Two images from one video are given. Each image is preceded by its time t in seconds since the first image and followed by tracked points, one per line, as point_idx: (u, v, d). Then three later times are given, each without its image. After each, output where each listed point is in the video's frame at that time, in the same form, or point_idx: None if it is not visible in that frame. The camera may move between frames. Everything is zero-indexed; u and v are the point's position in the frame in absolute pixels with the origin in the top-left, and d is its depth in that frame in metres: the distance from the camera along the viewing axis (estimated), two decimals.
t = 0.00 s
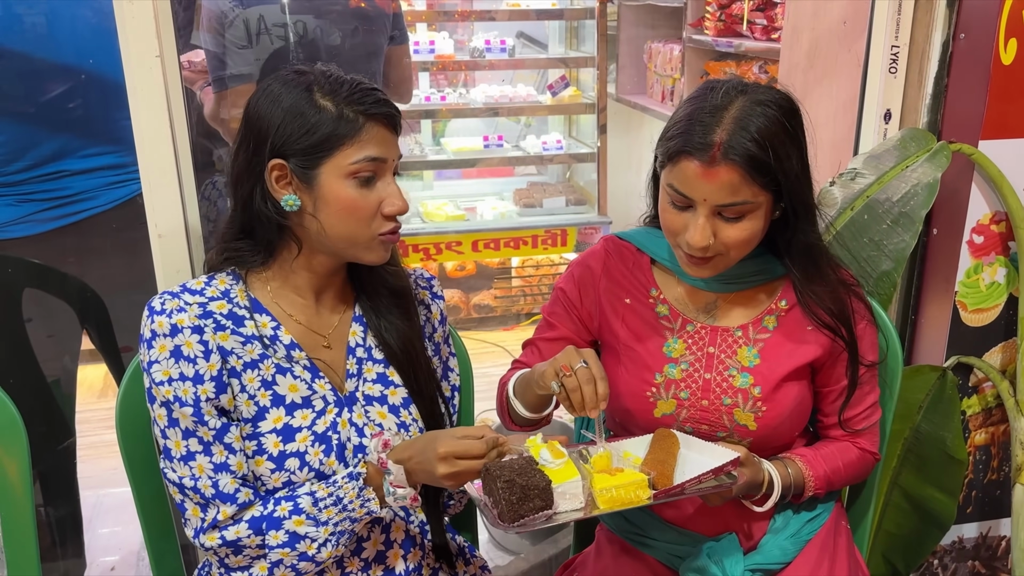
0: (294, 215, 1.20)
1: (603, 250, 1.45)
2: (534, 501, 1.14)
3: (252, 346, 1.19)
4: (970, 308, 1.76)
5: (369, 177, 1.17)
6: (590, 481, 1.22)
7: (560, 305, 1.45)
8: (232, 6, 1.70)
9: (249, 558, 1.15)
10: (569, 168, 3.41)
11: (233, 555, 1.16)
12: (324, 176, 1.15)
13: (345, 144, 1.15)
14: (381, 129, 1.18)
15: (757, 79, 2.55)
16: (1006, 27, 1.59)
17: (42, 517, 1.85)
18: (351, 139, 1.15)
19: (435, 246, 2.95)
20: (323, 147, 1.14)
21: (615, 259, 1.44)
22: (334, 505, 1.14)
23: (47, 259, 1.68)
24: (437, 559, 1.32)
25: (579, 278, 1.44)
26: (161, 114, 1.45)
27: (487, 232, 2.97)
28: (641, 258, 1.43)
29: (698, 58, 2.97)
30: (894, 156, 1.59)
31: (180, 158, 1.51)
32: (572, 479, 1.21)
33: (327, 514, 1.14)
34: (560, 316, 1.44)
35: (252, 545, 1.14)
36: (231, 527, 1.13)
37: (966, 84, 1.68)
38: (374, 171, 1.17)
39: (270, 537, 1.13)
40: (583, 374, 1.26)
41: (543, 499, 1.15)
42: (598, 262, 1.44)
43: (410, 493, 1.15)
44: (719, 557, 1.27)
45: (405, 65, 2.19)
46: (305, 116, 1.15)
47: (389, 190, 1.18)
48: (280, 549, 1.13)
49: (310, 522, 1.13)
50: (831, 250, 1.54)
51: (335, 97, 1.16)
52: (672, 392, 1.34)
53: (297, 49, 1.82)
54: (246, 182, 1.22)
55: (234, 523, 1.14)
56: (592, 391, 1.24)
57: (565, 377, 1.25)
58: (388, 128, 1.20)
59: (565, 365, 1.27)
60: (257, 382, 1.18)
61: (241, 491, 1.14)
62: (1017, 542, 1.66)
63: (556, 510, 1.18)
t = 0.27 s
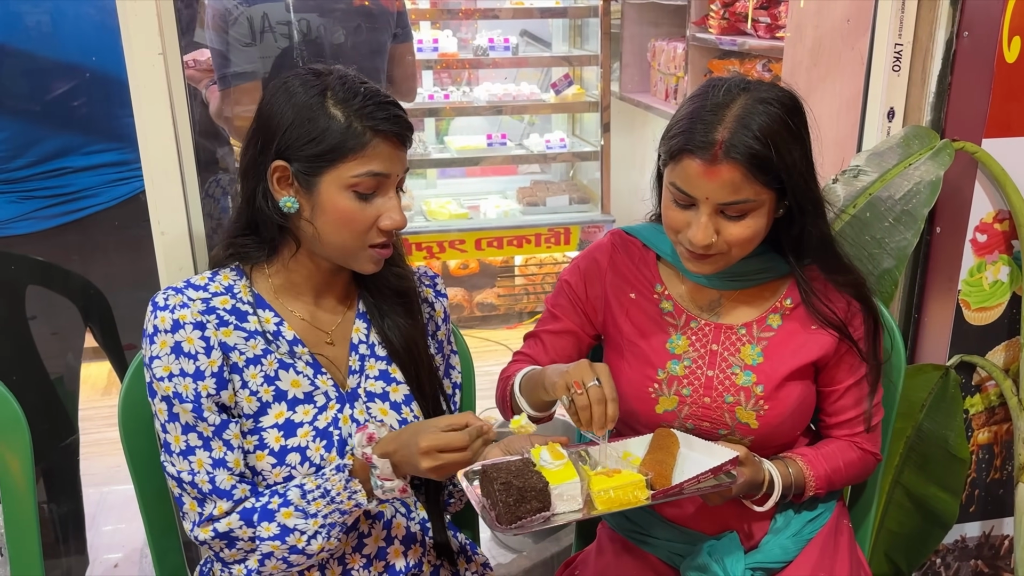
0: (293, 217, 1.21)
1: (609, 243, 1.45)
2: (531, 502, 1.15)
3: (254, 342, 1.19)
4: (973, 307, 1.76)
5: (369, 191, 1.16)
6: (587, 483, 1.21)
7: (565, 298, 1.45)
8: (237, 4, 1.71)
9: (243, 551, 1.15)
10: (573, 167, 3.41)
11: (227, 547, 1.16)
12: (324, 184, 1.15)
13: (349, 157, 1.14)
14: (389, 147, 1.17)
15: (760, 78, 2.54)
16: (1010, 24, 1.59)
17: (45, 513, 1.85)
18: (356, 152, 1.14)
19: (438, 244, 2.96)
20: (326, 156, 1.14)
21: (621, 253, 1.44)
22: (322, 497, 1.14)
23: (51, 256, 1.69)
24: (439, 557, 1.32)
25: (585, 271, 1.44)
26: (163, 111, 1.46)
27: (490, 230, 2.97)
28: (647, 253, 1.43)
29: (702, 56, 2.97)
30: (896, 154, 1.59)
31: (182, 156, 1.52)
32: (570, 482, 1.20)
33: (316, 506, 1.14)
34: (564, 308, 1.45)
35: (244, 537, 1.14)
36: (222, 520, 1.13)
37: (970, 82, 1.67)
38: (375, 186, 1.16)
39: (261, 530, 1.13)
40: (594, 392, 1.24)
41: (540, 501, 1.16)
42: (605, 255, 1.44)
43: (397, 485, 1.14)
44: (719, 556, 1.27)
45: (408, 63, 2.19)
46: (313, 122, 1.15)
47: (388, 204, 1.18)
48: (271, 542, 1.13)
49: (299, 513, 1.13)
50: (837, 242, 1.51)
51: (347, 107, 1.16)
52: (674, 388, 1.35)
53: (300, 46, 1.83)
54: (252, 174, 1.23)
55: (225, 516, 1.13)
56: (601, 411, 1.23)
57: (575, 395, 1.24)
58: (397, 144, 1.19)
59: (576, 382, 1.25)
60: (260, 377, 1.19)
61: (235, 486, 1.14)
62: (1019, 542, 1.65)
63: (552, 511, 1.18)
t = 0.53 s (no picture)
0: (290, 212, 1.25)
1: (620, 241, 1.46)
2: (539, 499, 1.16)
3: (275, 339, 1.20)
4: (983, 305, 1.75)
5: (335, 171, 1.15)
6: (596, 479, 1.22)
7: (576, 296, 1.45)
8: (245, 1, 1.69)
9: (218, 549, 1.09)
10: (580, 164, 3.41)
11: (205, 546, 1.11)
12: (296, 173, 1.17)
13: (310, 135, 1.15)
14: (352, 122, 1.16)
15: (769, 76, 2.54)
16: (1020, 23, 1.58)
17: (56, 508, 1.87)
18: (315, 131, 1.15)
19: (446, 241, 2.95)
20: (292, 141, 1.16)
21: (632, 252, 1.45)
22: (279, 490, 1.10)
23: (62, 253, 1.70)
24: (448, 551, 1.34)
25: (595, 269, 1.45)
26: (174, 109, 1.47)
27: (498, 228, 2.96)
28: (658, 251, 1.44)
29: (711, 54, 2.96)
30: (905, 152, 1.59)
31: (193, 153, 1.53)
32: (578, 478, 1.20)
33: (276, 499, 1.09)
34: (575, 306, 1.45)
35: (218, 535, 1.08)
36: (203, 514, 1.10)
37: (980, 80, 1.67)
38: (340, 164, 1.15)
39: (232, 527, 1.08)
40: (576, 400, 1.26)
41: (549, 498, 1.17)
42: (616, 253, 1.45)
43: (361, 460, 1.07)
44: (728, 553, 1.27)
45: (418, 60, 2.20)
46: (280, 111, 1.18)
47: (357, 183, 1.15)
48: (245, 536, 1.08)
49: (259, 510, 1.08)
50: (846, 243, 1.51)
51: (310, 91, 1.17)
52: (685, 386, 1.35)
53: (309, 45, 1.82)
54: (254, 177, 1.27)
55: (205, 512, 1.10)
56: (588, 420, 1.25)
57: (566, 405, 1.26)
58: (365, 121, 1.17)
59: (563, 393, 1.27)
60: (279, 374, 1.19)
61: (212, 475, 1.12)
62: None
63: (561, 508, 1.19)
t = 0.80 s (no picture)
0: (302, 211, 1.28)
1: (634, 239, 1.45)
2: (556, 493, 1.16)
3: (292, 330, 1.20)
4: (1000, 304, 1.74)
5: (323, 173, 1.16)
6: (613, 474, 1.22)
7: (590, 298, 1.45)
8: None
9: (136, 507, 1.06)
10: (591, 162, 3.41)
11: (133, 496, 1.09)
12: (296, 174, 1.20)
13: (302, 137, 1.18)
14: (340, 124, 1.16)
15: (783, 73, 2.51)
16: None
17: (72, 502, 1.87)
18: (306, 134, 1.18)
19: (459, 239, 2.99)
20: (293, 141, 1.20)
21: (646, 250, 1.44)
22: (181, 430, 1.03)
23: (77, 248, 1.71)
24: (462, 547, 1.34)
25: (609, 269, 1.45)
26: (190, 105, 1.47)
27: (510, 225, 3.00)
28: (672, 249, 1.43)
29: (724, 51, 2.96)
30: (923, 149, 1.58)
31: (208, 148, 1.53)
32: (594, 474, 1.21)
33: (177, 440, 1.04)
34: (590, 309, 1.44)
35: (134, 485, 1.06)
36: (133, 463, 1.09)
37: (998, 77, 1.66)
38: (327, 167, 1.16)
39: (143, 474, 1.05)
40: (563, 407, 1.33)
41: (566, 492, 1.17)
42: (630, 252, 1.44)
43: (262, 387, 1.00)
44: (743, 552, 1.26)
45: (432, 57, 2.19)
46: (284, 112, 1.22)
47: (340, 188, 1.15)
48: (155, 486, 1.05)
49: (162, 451, 1.05)
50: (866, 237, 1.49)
51: (310, 93, 1.20)
52: (701, 386, 1.34)
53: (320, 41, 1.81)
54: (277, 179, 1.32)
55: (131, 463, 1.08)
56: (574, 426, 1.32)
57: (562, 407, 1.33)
58: (355, 125, 1.16)
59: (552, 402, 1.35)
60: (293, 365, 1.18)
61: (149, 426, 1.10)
62: None
63: (577, 502, 1.19)
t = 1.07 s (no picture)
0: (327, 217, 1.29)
1: (655, 237, 1.45)
2: (576, 482, 1.16)
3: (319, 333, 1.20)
4: None
5: (345, 174, 1.16)
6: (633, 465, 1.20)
7: (612, 299, 1.44)
8: None
9: (135, 504, 1.05)
10: (607, 160, 3.40)
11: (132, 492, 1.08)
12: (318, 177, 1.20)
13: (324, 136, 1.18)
14: (357, 121, 1.17)
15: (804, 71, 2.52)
16: None
17: (91, 496, 1.87)
18: (326, 133, 1.18)
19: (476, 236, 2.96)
20: (314, 142, 1.21)
21: (668, 250, 1.43)
22: (191, 428, 1.04)
23: (96, 243, 1.72)
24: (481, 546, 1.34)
25: (631, 268, 1.44)
26: (212, 101, 1.47)
27: (527, 223, 2.99)
28: (694, 249, 1.42)
29: (743, 48, 2.94)
30: (948, 149, 1.56)
31: (229, 144, 1.53)
32: (614, 461, 1.21)
33: (187, 437, 1.04)
34: (613, 311, 1.44)
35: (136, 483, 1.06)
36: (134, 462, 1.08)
37: None
38: (348, 168, 1.16)
39: (146, 471, 1.05)
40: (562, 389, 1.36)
41: (586, 480, 1.16)
42: (651, 251, 1.43)
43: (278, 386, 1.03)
44: (764, 552, 1.26)
45: (452, 54, 2.18)
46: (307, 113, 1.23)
47: (362, 188, 1.15)
48: (158, 483, 1.04)
49: (169, 449, 1.04)
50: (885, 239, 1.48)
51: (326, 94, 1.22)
52: (723, 389, 1.33)
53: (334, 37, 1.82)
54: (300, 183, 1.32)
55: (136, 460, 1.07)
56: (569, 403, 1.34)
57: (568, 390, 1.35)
58: (372, 120, 1.17)
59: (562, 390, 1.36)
60: (319, 368, 1.18)
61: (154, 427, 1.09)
62: None
63: (598, 491, 1.19)
